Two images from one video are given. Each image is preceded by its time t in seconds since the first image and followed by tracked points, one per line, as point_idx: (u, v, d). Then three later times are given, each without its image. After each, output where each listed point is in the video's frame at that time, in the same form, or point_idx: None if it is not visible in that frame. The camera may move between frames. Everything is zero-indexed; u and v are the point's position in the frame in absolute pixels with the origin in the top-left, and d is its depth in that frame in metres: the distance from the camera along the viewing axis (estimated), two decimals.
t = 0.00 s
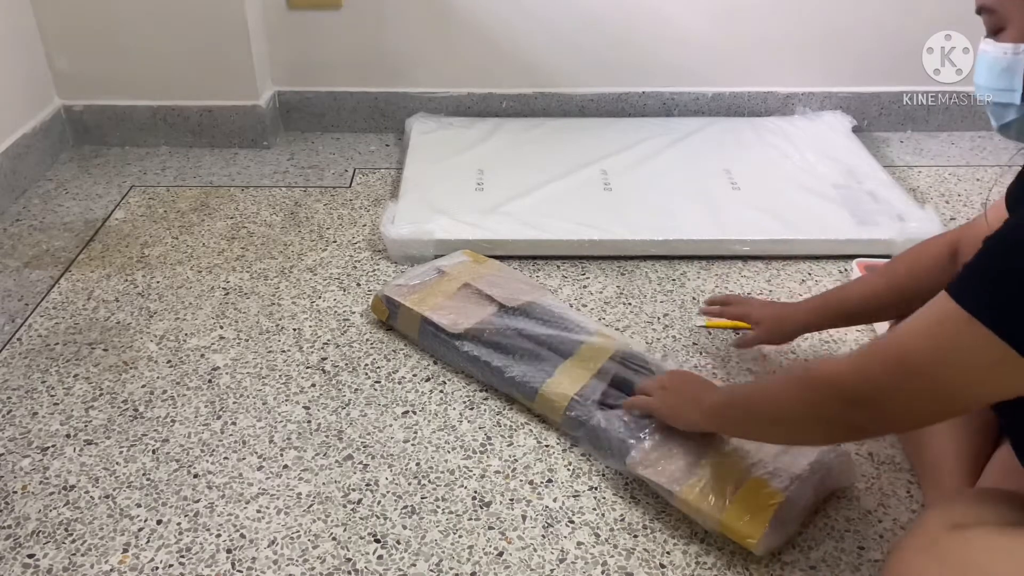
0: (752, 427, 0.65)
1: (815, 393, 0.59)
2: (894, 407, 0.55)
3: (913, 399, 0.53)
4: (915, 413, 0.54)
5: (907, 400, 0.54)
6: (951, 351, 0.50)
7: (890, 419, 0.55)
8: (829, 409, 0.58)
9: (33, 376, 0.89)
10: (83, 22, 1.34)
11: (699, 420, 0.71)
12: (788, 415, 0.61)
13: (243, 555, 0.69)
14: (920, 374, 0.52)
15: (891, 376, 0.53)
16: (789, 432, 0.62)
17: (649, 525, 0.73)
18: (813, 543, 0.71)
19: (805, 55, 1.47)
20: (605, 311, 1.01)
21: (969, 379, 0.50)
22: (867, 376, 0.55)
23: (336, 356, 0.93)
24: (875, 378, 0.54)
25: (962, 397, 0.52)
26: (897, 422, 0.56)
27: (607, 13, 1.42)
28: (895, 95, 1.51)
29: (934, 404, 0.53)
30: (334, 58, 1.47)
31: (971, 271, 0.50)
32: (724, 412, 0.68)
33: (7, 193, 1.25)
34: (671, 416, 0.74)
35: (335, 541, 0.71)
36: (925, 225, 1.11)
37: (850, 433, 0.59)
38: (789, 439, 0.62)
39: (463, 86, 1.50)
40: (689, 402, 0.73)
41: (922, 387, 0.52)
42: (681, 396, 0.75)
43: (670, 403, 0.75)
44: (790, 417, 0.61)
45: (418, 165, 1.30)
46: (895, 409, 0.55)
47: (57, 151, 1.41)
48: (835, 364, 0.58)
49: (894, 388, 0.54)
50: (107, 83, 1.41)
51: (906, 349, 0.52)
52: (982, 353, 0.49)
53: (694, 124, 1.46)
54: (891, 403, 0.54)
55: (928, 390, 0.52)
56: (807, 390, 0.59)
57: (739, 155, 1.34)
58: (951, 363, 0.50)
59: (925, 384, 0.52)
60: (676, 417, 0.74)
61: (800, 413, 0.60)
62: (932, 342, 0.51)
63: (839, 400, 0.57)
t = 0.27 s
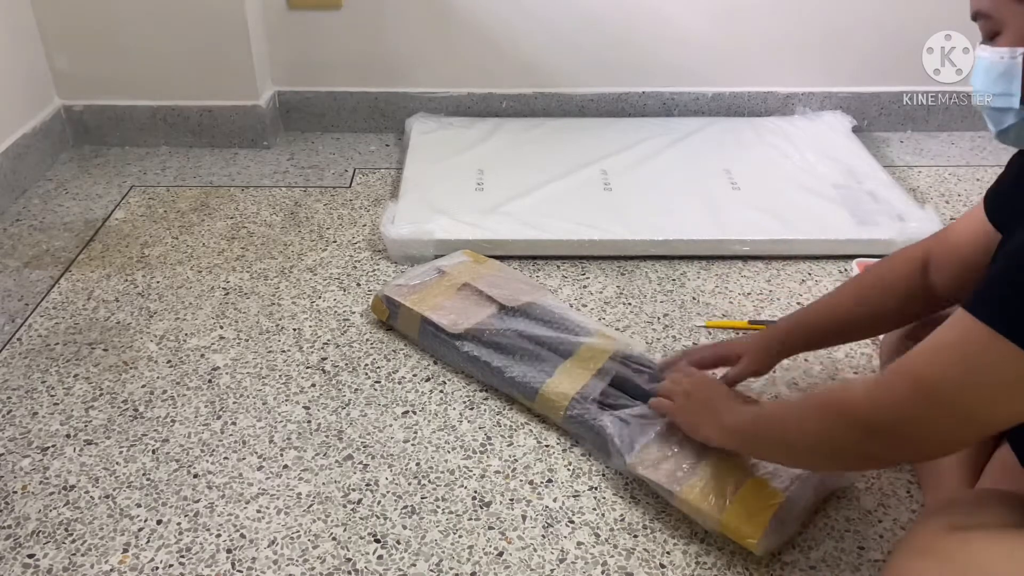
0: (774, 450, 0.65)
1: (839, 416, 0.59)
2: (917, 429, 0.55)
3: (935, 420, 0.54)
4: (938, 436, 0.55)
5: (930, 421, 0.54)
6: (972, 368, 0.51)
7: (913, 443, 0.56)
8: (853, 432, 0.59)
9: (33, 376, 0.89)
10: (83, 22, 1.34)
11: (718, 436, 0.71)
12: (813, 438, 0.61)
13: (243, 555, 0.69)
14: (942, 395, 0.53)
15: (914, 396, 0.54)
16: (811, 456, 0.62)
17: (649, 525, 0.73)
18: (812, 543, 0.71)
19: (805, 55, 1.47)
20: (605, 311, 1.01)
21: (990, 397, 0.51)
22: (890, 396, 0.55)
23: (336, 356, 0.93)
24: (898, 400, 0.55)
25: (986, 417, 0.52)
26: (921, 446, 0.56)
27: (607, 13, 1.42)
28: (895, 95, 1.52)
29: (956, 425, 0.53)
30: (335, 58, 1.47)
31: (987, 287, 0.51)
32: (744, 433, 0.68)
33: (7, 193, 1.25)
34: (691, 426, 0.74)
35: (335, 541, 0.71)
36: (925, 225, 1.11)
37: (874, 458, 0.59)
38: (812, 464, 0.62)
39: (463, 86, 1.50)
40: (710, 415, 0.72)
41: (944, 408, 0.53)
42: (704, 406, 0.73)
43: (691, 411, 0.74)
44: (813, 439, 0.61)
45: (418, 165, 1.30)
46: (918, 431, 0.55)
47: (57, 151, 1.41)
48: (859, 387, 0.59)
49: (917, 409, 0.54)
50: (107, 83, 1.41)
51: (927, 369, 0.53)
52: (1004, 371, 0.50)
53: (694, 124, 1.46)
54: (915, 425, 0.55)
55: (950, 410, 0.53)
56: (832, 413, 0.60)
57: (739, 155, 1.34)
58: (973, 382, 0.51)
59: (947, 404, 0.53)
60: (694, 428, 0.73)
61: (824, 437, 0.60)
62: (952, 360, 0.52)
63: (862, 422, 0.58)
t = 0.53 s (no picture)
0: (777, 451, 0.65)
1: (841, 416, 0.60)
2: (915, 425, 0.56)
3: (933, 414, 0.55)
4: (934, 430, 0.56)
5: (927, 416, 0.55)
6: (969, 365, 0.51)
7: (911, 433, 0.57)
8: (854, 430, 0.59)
9: (33, 376, 0.89)
10: (83, 22, 1.34)
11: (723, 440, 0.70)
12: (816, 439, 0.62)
13: (243, 555, 0.69)
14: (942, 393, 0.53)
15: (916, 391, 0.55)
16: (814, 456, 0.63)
17: (649, 526, 0.73)
18: (812, 543, 0.71)
19: (805, 55, 1.47)
20: (605, 311, 1.01)
21: (987, 395, 0.51)
22: (893, 392, 0.56)
23: (336, 356, 0.93)
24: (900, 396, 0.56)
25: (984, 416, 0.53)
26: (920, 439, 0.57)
27: (607, 12, 1.42)
28: (896, 95, 1.51)
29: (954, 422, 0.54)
30: (335, 58, 1.47)
31: (982, 283, 0.51)
32: (749, 438, 0.68)
33: (7, 193, 1.25)
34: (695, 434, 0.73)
35: (335, 541, 0.71)
36: (925, 225, 1.11)
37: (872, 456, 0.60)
38: (815, 464, 0.63)
39: (463, 86, 1.50)
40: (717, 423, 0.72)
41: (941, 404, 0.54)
42: (711, 415, 0.73)
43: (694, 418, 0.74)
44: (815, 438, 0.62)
45: (418, 165, 1.30)
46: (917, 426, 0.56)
47: (57, 151, 1.41)
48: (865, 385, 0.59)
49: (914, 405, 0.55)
50: (107, 83, 1.41)
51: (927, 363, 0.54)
52: (1000, 366, 0.50)
53: (694, 124, 1.46)
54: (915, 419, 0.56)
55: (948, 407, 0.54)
56: (834, 413, 0.61)
57: (739, 155, 1.34)
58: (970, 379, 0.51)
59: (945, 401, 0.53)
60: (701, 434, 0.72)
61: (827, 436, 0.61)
62: (951, 356, 0.52)
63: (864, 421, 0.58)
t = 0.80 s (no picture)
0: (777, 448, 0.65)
1: (840, 412, 0.60)
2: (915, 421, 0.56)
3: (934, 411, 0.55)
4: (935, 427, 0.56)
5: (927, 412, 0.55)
6: (971, 363, 0.51)
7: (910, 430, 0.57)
8: (854, 427, 0.60)
9: (33, 376, 0.89)
10: (83, 22, 1.34)
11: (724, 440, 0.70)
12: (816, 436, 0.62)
13: (243, 555, 0.69)
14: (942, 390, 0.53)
15: (916, 388, 0.55)
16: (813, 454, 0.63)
17: (649, 526, 0.73)
18: (812, 543, 0.71)
19: (805, 54, 1.47)
20: (605, 311, 1.01)
21: (987, 391, 0.51)
22: (893, 388, 0.56)
23: (336, 356, 0.93)
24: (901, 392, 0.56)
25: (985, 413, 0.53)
26: (920, 436, 0.57)
27: (608, 12, 1.42)
28: (896, 95, 1.51)
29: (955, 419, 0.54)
30: (335, 58, 1.47)
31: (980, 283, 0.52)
32: (750, 436, 0.68)
33: (7, 193, 1.25)
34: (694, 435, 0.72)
35: (335, 541, 0.71)
36: (925, 225, 1.11)
37: (872, 453, 0.60)
38: (815, 462, 0.63)
39: (463, 86, 1.50)
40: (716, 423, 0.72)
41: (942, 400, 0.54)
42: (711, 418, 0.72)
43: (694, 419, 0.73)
44: (815, 435, 0.62)
45: (418, 165, 1.30)
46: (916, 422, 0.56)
47: (57, 151, 1.41)
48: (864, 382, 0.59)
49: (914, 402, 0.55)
50: (107, 84, 1.41)
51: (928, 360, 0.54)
52: (1002, 365, 0.50)
53: (694, 124, 1.46)
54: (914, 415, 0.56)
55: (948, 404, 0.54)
56: (833, 410, 0.61)
57: (739, 155, 1.34)
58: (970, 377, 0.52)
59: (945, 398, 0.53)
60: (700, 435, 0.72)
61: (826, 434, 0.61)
62: (952, 353, 0.52)
63: (864, 418, 0.59)
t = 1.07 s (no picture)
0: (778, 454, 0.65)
1: (840, 419, 0.60)
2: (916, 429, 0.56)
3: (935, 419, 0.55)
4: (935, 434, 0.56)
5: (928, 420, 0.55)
6: (973, 373, 0.51)
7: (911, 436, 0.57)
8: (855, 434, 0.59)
9: (33, 376, 0.89)
10: (83, 22, 1.34)
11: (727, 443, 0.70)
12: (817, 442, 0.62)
13: (243, 555, 0.69)
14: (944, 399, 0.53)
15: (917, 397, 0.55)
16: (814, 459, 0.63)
17: (649, 526, 0.73)
18: (812, 543, 0.71)
19: (805, 54, 1.47)
20: (605, 311, 1.01)
21: (988, 400, 0.51)
22: (893, 396, 0.56)
23: (336, 356, 0.93)
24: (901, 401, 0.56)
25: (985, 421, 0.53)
26: (921, 441, 0.57)
27: (608, 12, 1.42)
28: (896, 95, 1.52)
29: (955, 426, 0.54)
30: (335, 58, 1.47)
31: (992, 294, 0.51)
32: (753, 442, 0.67)
33: (7, 193, 1.25)
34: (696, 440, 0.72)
35: (335, 541, 0.71)
36: (925, 225, 1.11)
37: (871, 457, 0.60)
38: (814, 466, 0.63)
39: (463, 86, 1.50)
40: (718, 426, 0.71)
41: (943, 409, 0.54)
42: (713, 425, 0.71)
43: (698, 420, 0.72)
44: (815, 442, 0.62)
45: (418, 165, 1.30)
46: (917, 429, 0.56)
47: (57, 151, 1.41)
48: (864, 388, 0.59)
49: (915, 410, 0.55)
50: (107, 84, 1.41)
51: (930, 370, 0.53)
52: (1005, 375, 0.50)
53: (694, 124, 1.46)
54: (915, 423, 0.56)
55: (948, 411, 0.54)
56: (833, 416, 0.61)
57: (740, 155, 1.34)
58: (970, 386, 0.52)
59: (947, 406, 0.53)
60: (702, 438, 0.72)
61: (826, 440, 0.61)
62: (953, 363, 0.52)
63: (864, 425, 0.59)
